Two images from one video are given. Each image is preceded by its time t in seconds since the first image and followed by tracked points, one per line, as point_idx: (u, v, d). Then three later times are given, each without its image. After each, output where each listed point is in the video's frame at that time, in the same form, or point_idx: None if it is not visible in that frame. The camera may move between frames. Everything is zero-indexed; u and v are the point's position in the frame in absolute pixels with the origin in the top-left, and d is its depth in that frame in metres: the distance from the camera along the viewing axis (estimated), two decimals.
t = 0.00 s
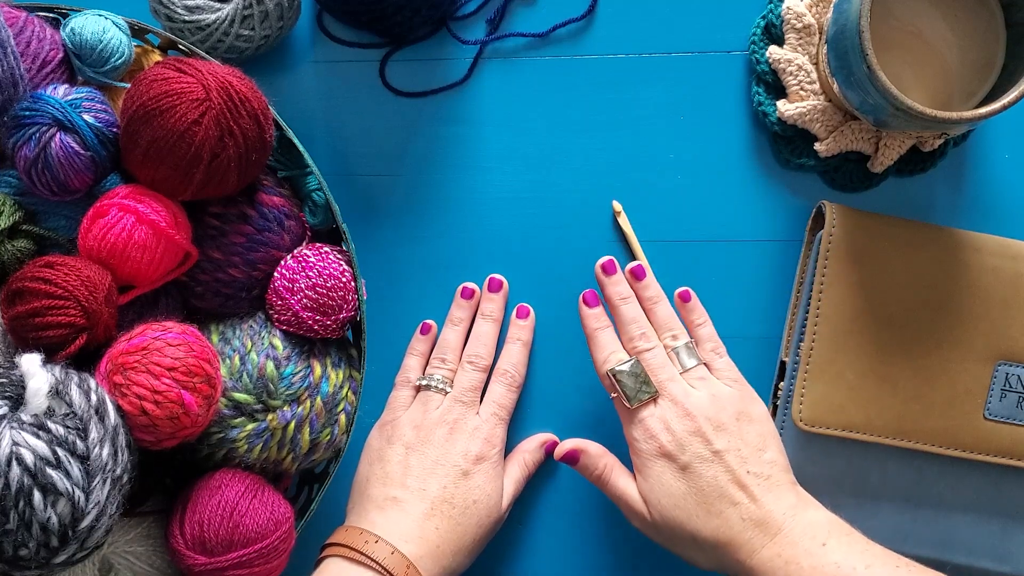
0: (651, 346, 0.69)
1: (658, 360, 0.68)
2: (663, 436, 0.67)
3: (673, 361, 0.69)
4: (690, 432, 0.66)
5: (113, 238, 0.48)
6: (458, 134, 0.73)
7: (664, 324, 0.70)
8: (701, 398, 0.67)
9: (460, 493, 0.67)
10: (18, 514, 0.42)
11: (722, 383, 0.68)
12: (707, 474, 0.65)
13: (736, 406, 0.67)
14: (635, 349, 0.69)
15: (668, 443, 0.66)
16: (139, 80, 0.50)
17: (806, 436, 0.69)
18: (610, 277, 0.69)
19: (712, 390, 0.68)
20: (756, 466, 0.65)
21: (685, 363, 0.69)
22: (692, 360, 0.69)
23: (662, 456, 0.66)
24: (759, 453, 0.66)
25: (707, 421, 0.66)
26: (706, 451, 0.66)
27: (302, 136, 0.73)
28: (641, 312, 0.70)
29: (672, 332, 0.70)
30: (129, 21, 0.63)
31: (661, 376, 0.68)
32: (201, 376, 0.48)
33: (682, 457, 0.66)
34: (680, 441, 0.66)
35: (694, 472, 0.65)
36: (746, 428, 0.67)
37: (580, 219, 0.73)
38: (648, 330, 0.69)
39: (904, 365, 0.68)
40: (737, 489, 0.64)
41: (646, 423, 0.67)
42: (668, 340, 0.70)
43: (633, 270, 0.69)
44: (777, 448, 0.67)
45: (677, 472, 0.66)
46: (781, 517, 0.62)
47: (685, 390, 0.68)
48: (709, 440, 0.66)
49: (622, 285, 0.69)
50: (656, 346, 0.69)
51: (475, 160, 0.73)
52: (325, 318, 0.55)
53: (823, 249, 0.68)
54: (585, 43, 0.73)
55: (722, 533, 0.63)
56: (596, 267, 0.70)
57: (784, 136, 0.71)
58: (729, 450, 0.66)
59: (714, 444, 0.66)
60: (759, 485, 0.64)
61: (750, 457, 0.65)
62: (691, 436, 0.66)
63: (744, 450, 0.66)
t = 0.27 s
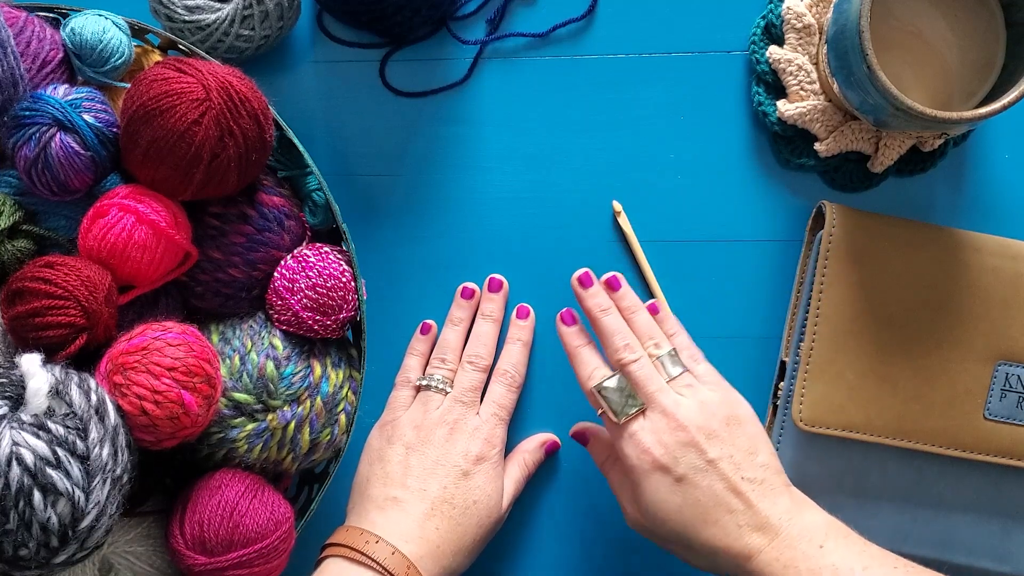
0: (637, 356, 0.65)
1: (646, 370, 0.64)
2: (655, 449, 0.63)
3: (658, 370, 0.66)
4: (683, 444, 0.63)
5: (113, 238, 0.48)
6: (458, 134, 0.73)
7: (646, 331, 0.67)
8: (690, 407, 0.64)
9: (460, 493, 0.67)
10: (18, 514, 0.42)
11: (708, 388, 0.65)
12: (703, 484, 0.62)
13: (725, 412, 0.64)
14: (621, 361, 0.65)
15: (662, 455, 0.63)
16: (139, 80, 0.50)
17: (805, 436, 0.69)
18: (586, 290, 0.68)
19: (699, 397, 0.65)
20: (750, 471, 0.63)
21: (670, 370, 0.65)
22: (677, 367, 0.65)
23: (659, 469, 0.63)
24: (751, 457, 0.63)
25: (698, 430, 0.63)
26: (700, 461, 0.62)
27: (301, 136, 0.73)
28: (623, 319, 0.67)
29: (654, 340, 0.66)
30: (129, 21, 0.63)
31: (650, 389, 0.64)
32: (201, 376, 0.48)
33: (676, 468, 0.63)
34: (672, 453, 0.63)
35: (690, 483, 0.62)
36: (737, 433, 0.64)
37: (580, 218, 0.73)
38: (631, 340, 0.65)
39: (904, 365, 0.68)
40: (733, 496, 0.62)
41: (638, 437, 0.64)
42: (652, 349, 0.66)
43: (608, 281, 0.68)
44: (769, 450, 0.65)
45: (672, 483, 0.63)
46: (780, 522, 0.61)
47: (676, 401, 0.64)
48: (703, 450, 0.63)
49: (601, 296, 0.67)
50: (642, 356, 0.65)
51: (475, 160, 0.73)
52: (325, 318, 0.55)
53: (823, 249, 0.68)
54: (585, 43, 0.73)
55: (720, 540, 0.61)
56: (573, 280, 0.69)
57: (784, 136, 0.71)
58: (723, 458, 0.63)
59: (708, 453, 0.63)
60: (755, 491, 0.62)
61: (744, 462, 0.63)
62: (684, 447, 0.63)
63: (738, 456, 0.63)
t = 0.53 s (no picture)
0: (607, 371, 0.70)
1: (614, 384, 0.69)
2: (621, 458, 0.67)
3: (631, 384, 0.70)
4: (648, 450, 0.67)
5: (113, 238, 0.48)
6: (458, 134, 0.73)
7: (619, 349, 0.71)
8: (658, 417, 0.68)
9: (459, 493, 0.67)
10: (18, 514, 0.42)
11: (679, 400, 0.69)
12: (667, 490, 0.65)
13: (693, 421, 0.67)
14: (592, 377, 0.70)
15: (628, 462, 0.67)
16: (139, 80, 0.50)
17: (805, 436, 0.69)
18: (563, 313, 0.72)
19: (668, 408, 0.68)
20: (717, 475, 0.65)
21: (641, 384, 0.69)
22: (648, 381, 0.69)
23: (625, 476, 0.66)
24: (719, 463, 0.66)
25: (663, 438, 0.67)
26: (665, 467, 0.66)
27: (301, 136, 0.73)
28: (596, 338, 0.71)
29: (628, 356, 0.70)
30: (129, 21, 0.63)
31: (618, 400, 0.69)
32: (201, 376, 0.48)
33: (642, 475, 0.66)
34: (638, 460, 0.67)
35: (655, 489, 0.66)
36: (704, 441, 0.67)
37: (580, 219, 0.73)
38: (602, 356, 0.70)
39: (904, 365, 0.68)
40: (700, 502, 0.64)
41: (606, 447, 0.68)
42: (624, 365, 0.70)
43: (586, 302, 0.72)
44: (739, 458, 0.67)
45: (639, 490, 0.66)
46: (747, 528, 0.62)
47: (643, 411, 0.68)
48: (668, 456, 0.66)
49: (576, 317, 0.71)
50: (612, 370, 0.70)
51: (475, 160, 0.73)
52: (325, 318, 0.55)
53: (823, 249, 0.68)
54: (585, 43, 0.73)
55: (688, 547, 0.63)
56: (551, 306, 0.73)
57: (784, 136, 0.71)
58: (688, 463, 0.66)
59: (673, 459, 0.66)
60: (721, 496, 0.64)
61: (710, 467, 0.66)
62: (648, 454, 0.67)
63: (703, 462, 0.66)
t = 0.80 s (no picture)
0: (603, 372, 0.70)
1: (610, 385, 0.70)
2: (614, 458, 0.68)
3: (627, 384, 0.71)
4: (639, 451, 0.68)
5: (113, 238, 0.48)
6: (458, 134, 0.73)
7: (617, 351, 0.71)
8: (651, 418, 0.69)
9: (459, 492, 0.67)
10: (18, 514, 0.42)
11: (674, 401, 0.70)
12: (658, 489, 0.66)
13: (686, 422, 0.68)
14: (589, 378, 0.71)
15: (619, 462, 0.68)
16: (139, 80, 0.50)
17: (805, 436, 0.69)
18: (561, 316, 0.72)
19: (663, 409, 0.69)
20: (709, 474, 0.66)
21: (637, 385, 0.70)
22: (644, 382, 0.70)
23: (616, 477, 0.67)
24: (711, 462, 0.67)
25: (656, 439, 0.68)
26: (656, 466, 0.67)
27: (301, 136, 0.73)
28: (593, 341, 0.72)
29: (625, 358, 0.71)
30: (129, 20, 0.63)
31: (613, 401, 0.70)
32: (201, 376, 0.48)
33: (633, 475, 0.67)
34: (629, 460, 0.68)
35: (646, 489, 0.67)
36: (697, 441, 0.68)
37: (580, 218, 0.73)
38: (599, 358, 0.71)
39: (904, 365, 0.68)
40: (692, 501, 0.65)
41: (599, 447, 0.69)
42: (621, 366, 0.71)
43: (585, 304, 0.73)
44: (732, 457, 0.68)
45: (630, 490, 0.67)
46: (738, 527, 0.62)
47: (636, 412, 0.69)
48: (660, 456, 0.67)
49: (574, 319, 0.72)
50: (609, 372, 0.70)
51: (475, 160, 0.73)
52: (325, 318, 0.55)
53: (823, 249, 0.68)
54: (585, 43, 0.73)
55: (679, 546, 0.64)
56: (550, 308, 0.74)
57: (784, 136, 0.71)
58: (680, 462, 0.67)
59: (664, 459, 0.67)
60: (712, 494, 0.65)
61: (702, 467, 0.67)
62: (640, 453, 0.68)
63: (695, 462, 0.67)
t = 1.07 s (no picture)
0: (604, 372, 0.70)
1: (611, 385, 0.70)
2: (615, 458, 0.68)
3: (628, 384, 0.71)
4: (641, 450, 0.67)
5: (112, 238, 0.48)
6: (458, 134, 0.73)
7: (618, 351, 0.71)
8: (653, 417, 0.69)
9: (461, 491, 0.67)
10: (18, 514, 0.42)
11: (675, 401, 0.69)
12: (660, 489, 0.66)
13: (688, 422, 0.68)
14: (590, 378, 0.71)
15: (621, 463, 0.67)
16: (139, 80, 0.50)
17: (805, 436, 0.69)
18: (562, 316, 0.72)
19: (664, 409, 0.69)
20: (710, 475, 0.66)
21: (638, 386, 0.70)
22: (645, 382, 0.70)
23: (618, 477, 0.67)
24: (713, 463, 0.67)
25: (657, 439, 0.68)
26: (658, 466, 0.67)
27: (301, 136, 0.73)
28: (594, 342, 0.72)
29: (626, 358, 0.71)
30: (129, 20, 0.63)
31: (615, 401, 0.70)
32: (201, 376, 0.48)
33: (635, 475, 0.67)
34: (631, 460, 0.67)
35: (648, 489, 0.66)
36: (699, 441, 0.68)
37: (580, 218, 0.73)
38: (600, 358, 0.71)
39: (904, 365, 0.68)
40: (693, 501, 0.65)
41: (601, 447, 0.69)
42: (622, 366, 0.71)
43: (585, 305, 0.73)
44: (734, 458, 0.68)
45: (632, 490, 0.67)
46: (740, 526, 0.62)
47: (638, 411, 0.69)
48: (661, 455, 0.67)
49: (575, 319, 0.72)
50: (610, 372, 0.70)
51: (475, 160, 0.73)
52: (325, 318, 0.55)
53: (823, 249, 0.68)
54: (585, 43, 0.73)
55: (682, 545, 0.64)
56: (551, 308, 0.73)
57: (784, 136, 0.71)
58: (681, 462, 0.67)
59: (666, 458, 0.67)
60: (714, 494, 0.65)
61: (704, 467, 0.66)
62: (641, 453, 0.67)
63: (697, 461, 0.67)
